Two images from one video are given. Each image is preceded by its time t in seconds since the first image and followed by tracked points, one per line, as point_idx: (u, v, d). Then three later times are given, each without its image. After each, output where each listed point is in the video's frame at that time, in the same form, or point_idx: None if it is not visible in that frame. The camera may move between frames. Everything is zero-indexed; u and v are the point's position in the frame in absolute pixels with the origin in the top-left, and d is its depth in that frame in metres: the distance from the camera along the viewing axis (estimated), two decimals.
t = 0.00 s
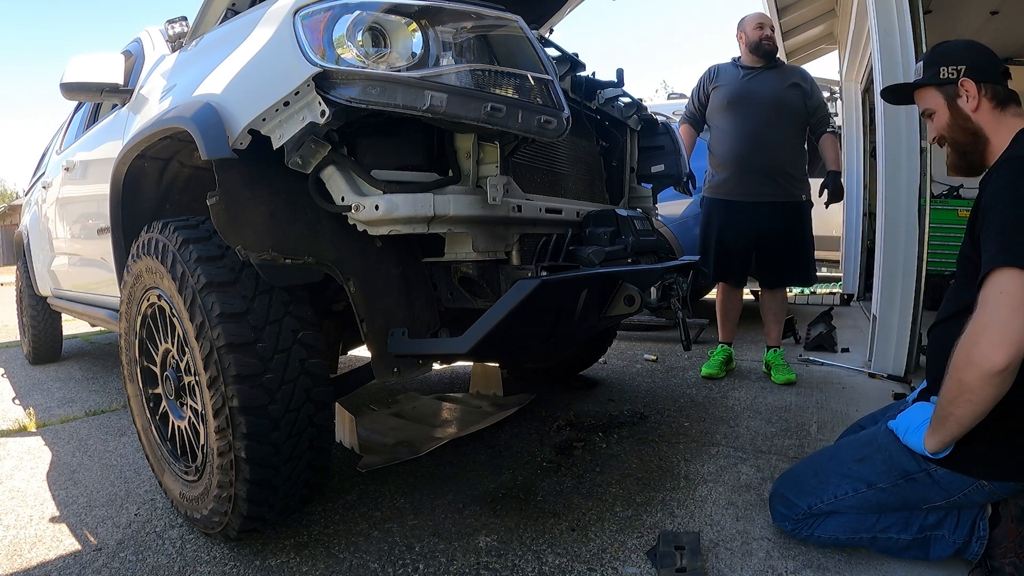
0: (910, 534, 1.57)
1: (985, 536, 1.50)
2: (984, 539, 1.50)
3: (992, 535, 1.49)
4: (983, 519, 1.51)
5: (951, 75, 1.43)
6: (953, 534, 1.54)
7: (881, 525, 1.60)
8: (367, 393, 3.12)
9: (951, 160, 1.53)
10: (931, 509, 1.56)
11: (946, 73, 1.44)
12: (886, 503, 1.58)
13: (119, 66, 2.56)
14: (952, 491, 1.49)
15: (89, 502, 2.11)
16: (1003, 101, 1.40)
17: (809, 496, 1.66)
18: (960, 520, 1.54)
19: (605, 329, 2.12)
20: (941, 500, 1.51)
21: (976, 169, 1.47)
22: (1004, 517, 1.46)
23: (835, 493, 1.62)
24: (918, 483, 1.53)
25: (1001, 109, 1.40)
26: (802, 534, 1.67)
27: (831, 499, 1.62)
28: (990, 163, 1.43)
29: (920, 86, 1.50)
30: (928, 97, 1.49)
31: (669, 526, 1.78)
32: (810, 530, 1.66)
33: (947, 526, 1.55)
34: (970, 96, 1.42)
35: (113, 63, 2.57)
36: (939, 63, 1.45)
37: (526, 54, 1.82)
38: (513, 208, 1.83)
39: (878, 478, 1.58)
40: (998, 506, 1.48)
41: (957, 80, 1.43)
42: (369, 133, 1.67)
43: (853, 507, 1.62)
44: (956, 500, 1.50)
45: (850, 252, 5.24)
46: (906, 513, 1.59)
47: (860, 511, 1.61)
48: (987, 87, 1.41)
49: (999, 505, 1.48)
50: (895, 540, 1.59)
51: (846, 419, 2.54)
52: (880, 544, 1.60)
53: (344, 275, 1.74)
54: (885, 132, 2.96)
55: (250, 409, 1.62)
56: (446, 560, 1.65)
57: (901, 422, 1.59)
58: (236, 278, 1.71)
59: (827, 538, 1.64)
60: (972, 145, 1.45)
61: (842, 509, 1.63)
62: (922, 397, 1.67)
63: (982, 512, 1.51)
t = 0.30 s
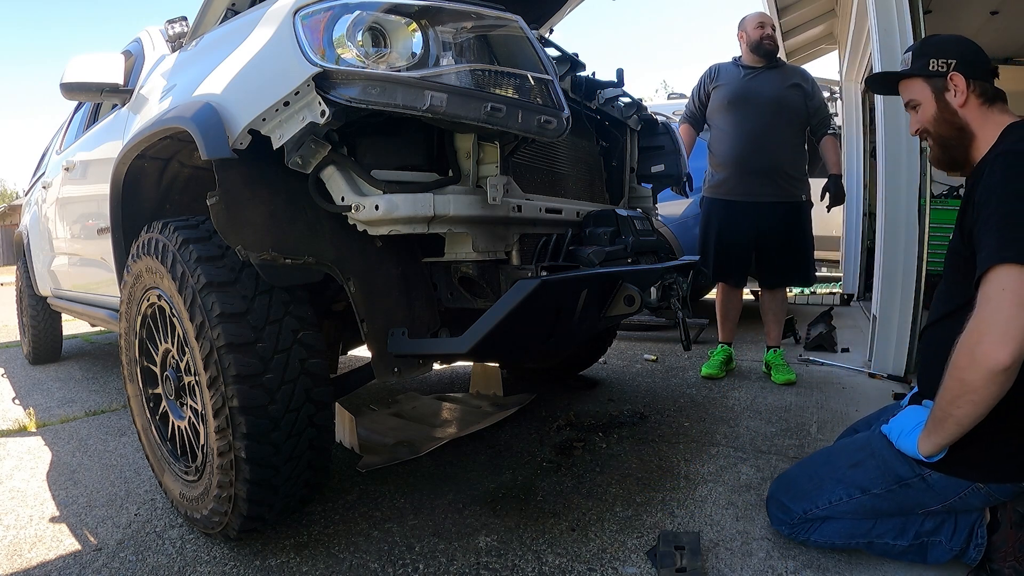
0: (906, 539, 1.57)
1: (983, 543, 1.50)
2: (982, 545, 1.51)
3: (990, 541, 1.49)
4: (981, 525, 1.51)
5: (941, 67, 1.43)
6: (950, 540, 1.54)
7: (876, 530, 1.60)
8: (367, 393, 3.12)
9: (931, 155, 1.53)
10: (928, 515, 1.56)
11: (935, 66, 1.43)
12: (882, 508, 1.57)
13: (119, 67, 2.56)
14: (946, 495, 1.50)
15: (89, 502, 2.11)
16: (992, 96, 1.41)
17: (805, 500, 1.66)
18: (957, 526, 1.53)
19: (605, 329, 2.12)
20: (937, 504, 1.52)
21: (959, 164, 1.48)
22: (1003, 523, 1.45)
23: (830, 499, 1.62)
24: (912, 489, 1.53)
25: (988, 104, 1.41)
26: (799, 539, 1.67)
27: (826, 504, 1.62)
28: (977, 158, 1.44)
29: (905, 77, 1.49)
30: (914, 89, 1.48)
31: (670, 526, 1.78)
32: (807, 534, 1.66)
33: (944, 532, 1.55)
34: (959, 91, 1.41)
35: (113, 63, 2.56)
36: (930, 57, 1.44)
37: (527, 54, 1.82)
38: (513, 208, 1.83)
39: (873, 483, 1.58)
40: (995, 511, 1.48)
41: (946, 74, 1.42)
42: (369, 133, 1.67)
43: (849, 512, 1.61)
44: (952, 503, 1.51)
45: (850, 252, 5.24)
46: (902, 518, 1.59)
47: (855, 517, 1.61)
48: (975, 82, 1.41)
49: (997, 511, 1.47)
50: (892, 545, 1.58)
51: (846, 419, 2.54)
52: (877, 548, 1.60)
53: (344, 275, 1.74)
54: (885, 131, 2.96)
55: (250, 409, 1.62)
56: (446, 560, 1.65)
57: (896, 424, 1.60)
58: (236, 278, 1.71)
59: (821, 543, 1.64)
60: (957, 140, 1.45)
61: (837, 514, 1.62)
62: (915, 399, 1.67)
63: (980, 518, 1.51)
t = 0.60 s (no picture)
0: (906, 540, 1.57)
1: (984, 543, 1.50)
2: (983, 546, 1.50)
3: (991, 541, 1.49)
4: (982, 526, 1.50)
5: (939, 59, 1.41)
6: (950, 541, 1.54)
7: (877, 531, 1.60)
8: (367, 393, 3.12)
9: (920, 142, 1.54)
10: (929, 515, 1.56)
11: (934, 56, 1.42)
12: (882, 509, 1.58)
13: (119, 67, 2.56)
14: (948, 496, 1.50)
15: (89, 502, 2.11)
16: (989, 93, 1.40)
17: (805, 502, 1.66)
18: (958, 527, 1.54)
19: (605, 328, 2.12)
20: (938, 506, 1.52)
21: (946, 156, 1.49)
22: (1003, 523, 1.45)
23: (831, 500, 1.63)
24: (913, 490, 1.53)
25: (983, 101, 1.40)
26: (799, 540, 1.67)
27: (827, 506, 1.63)
28: (964, 154, 1.46)
29: (904, 61, 1.47)
30: (911, 75, 1.46)
31: (669, 526, 1.78)
32: (807, 536, 1.66)
33: (945, 533, 1.55)
34: (954, 85, 1.41)
35: (113, 63, 2.56)
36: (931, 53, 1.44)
37: (527, 54, 1.82)
38: (513, 208, 1.83)
39: (875, 484, 1.59)
40: (995, 511, 1.47)
41: (944, 66, 1.41)
42: (369, 133, 1.67)
43: (850, 513, 1.62)
44: (952, 504, 1.51)
45: (850, 252, 5.24)
46: (903, 519, 1.59)
47: (856, 518, 1.62)
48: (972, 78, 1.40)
49: (998, 512, 1.47)
50: (893, 545, 1.59)
51: (846, 419, 2.54)
52: (877, 549, 1.60)
53: (344, 275, 1.74)
54: (885, 131, 2.96)
55: (250, 409, 1.62)
56: (446, 560, 1.65)
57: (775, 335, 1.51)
58: (236, 278, 1.71)
59: (821, 544, 1.64)
60: (947, 132, 1.45)
61: (838, 516, 1.63)
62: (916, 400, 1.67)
63: (981, 518, 1.51)
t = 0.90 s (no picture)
0: (906, 538, 1.57)
1: (983, 541, 1.50)
2: (982, 544, 1.50)
3: (990, 539, 1.49)
4: (981, 523, 1.50)
5: (934, 52, 1.42)
6: (950, 539, 1.54)
7: (877, 529, 1.60)
8: (367, 393, 3.12)
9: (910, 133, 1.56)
10: (928, 513, 1.56)
11: (929, 48, 1.42)
12: (882, 506, 1.58)
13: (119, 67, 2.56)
14: (947, 492, 1.49)
15: (89, 502, 2.11)
16: (981, 92, 1.40)
17: (804, 500, 1.66)
18: (957, 524, 1.53)
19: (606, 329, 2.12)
20: (937, 502, 1.52)
21: (933, 149, 1.52)
22: (1003, 521, 1.45)
23: (830, 498, 1.63)
24: (913, 486, 1.53)
25: (975, 98, 1.40)
26: (799, 538, 1.67)
27: (826, 504, 1.63)
28: (953, 148, 1.47)
29: (899, 51, 1.47)
30: (906, 66, 1.47)
31: (669, 526, 1.78)
32: (807, 534, 1.66)
33: (944, 531, 1.55)
34: (945, 81, 1.41)
35: (113, 63, 2.57)
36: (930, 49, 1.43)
37: (527, 54, 1.82)
38: (513, 208, 1.83)
39: (874, 481, 1.59)
40: (995, 509, 1.47)
41: (937, 60, 1.41)
42: (369, 133, 1.67)
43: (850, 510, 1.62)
44: (951, 501, 1.50)
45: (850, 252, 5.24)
46: (903, 517, 1.59)
47: (855, 515, 1.62)
48: (965, 75, 1.39)
49: (997, 509, 1.47)
50: (892, 543, 1.59)
51: (846, 419, 2.54)
52: (877, 547, 1.60)
53: (344, 275, 1.74)
54: (885, 132, 2.96)
55: (250, 409, 1.62)
56: (447, 560, 1.65)
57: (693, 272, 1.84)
58: (236, 278, 1.71)
59: (820, 543, 1.64)
60: (935, 126, 1.47)
61: (837, 513, 1.63)
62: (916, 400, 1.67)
63: (980, 515, 1.50)
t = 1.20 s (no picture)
0: (906, 538, 1.57)
1: (983, 541, 1.50)
2: (982, 544, 1.50)
3: (990, 539, 1.49)
4: (980, 523, 1.50)
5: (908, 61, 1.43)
6: (950, 538, 1.53)
7: (877, 528, 1.60)
8: (367, 393, 3.12)
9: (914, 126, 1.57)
10: (927, 512, 1.55)
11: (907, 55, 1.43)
12: (882, 505, 1.58)
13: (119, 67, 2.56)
14: (946, 490, 1.49)
15: (89, 502, 2.11)
16: (950, 108, 1.40)
17: (804, 499, 1.67)
18: (957, 524, 1.53)
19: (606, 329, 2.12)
20: (937, 501, 1.51)
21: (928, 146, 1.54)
22: (1002, 520, 1.45)
23: (831, 497, 1.63)
24: (912, 484, 1.53)
25: (945, 112, 1.41)
26: (799, 538, 1.67)
27: (826, 502, 1.63)
28: (935, 147, 1.51)
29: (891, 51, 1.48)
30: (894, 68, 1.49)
31: (669, 526, 1.78)
32: (806, 533, 1.66)
33: (944, 530, 1.54)
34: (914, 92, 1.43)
35: (113, 63, 2.57)
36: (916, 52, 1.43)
37: (527, 54, 1.82)
38: (513, 208, 1.83)
39: (874, 479, 1.59)
40: (995, 508, 1.47)
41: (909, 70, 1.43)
42: (369, 133, 1.67)
43: (849, 509, 1.62)
44: (951, 500, 1.50)
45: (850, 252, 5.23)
46: (902, 516, 1.58)
47: (855, 514, 1.62)
48: (932, 91, 1.40)
49: (997, 508, 1.47)
50: (892, 543, 1.59)
51: (846, 419, 2.54)
52: (876, 546, 1.60)
53: (344, 275, 1.74)
54: (885, 132, 2.96)
55: (250, 409, 1.62)
56: (446, 560, 1.65)
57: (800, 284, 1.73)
58: (236, 278, 1.71)
59: (821, 542, 1.64)
60: (920, 128, 1.50)
61: (837, 513, 1.63)
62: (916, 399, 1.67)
63: (980, 515, 1.50)
